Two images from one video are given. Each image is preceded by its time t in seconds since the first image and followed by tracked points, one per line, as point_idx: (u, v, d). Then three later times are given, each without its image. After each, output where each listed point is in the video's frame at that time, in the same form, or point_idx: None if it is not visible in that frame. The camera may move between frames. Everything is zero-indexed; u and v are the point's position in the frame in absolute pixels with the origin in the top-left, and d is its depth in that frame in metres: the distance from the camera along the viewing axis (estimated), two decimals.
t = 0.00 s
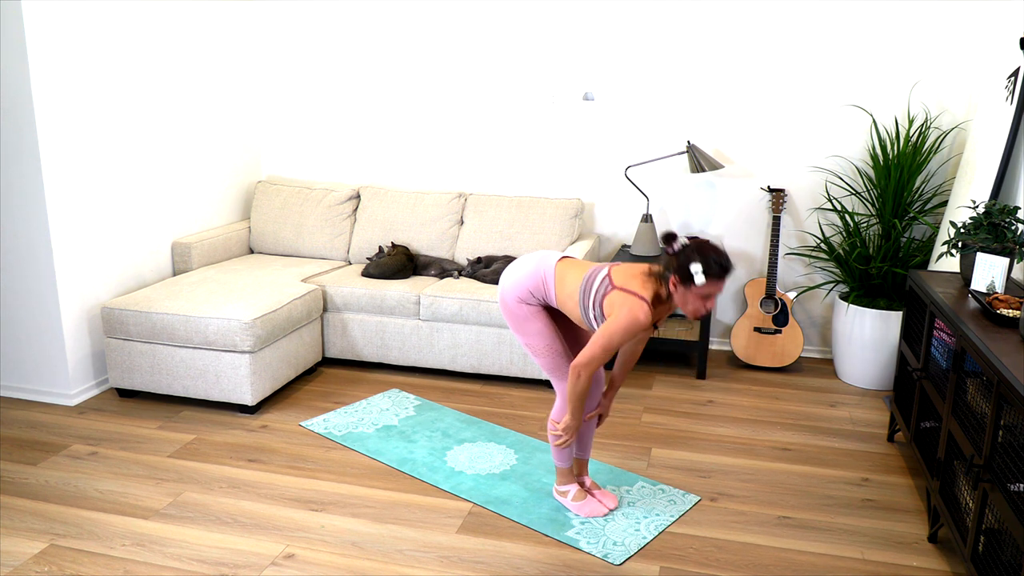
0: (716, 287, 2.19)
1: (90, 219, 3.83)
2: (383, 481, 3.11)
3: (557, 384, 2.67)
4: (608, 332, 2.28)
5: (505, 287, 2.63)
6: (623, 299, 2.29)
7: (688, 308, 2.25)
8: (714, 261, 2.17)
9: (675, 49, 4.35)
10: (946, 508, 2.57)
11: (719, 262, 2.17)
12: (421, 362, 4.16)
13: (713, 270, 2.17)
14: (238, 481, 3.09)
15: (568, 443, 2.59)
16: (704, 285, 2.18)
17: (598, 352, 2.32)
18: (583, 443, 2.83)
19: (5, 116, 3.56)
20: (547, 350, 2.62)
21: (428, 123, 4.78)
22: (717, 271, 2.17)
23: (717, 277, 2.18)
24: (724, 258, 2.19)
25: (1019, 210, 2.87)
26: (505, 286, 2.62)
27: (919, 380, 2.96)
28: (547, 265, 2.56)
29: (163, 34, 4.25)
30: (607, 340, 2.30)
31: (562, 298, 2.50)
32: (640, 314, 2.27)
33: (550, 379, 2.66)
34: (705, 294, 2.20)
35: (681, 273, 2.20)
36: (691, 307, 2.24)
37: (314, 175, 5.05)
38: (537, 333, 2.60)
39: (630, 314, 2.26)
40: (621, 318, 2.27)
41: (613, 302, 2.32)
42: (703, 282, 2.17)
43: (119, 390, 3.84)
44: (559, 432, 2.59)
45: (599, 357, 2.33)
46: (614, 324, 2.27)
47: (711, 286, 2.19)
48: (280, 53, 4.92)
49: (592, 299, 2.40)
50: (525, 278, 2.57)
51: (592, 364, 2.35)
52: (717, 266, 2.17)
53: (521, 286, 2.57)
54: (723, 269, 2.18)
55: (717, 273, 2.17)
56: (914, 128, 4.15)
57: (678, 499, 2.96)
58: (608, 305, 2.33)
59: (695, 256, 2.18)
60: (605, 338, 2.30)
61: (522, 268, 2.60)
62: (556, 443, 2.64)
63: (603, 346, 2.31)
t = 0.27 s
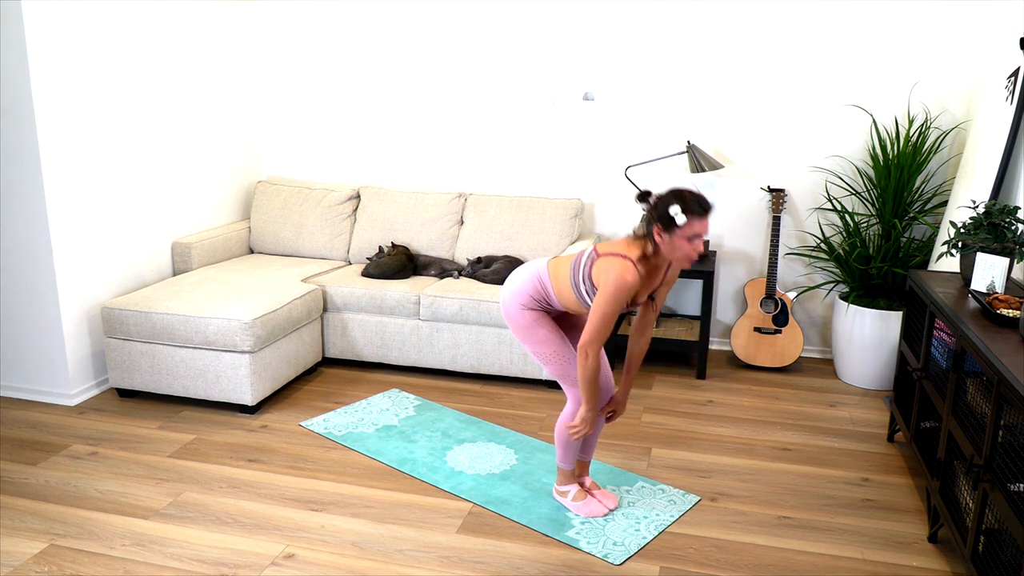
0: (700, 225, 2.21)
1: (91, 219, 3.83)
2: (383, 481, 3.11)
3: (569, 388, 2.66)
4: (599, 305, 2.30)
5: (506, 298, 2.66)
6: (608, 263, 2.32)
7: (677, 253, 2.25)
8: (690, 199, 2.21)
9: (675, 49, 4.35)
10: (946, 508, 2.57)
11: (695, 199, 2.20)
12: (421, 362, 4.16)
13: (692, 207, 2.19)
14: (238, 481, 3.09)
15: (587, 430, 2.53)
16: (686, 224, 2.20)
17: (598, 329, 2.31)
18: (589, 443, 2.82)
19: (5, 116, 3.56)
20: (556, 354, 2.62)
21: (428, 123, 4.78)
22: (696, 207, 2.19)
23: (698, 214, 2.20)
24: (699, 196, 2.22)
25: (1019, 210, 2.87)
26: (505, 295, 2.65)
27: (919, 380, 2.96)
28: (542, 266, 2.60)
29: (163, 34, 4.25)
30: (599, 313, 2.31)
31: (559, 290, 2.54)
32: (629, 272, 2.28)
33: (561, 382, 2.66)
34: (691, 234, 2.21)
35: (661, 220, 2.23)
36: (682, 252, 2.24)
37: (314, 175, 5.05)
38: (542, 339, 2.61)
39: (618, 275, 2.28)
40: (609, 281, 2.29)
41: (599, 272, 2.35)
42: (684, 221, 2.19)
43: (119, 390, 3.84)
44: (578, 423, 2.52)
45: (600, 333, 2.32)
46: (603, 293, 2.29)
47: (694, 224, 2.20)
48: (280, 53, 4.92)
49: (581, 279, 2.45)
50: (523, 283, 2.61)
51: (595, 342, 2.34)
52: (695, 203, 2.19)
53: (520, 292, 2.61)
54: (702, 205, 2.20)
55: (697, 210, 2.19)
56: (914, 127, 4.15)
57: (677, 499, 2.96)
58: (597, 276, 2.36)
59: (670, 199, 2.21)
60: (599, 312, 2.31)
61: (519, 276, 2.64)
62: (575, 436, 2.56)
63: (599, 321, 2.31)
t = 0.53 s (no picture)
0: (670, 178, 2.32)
1: (91, 219, 3.83)
2: (383, 481, 3.11)
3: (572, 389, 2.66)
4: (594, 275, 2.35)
5: (506, 306, 2.68)
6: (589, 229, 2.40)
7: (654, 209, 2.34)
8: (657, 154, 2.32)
9: (675, 48, 4.35)
10: (946, 508, 2.57)
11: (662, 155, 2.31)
12: (421, 362, 4.16)
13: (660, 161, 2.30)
14: (238, 481, 3.09)
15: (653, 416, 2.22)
16: (657, 178, 2.30)
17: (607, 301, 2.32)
18: (593, 441, 2.83)
19: (5, 116, 3.56)
20: (559, 359, 2.62)
21: (428, 123, 4.77)
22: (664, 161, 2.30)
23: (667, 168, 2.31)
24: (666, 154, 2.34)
25: (1019, 210, 2.87)
26: (505, 304, 2.67)
27: (919, 380, 2.96)
28: (536, 270, 2.62)
29: (163, 34, 4.25)
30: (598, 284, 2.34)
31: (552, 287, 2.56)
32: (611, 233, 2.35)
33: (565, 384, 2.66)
34: (662, 189, 2.31)
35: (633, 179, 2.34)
36: (658, 208, 2.33)
37: (314, 175, 5.05)
38: (543, 343, 2.62)
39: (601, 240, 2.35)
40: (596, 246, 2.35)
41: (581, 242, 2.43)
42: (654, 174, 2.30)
43: (119, 390, 3.84)
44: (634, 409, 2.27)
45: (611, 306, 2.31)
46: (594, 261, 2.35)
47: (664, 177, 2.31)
48: (280, 53, 4.92)
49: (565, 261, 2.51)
50: (520, 289, 2.63)
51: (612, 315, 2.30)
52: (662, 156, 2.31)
53: (518, 298, 2.63)
54: (670, 160, 2.31)
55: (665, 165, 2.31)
56: (914, 127, 4.15)
57: (678, 499, 2.96)
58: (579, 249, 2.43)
59: (639, 158, 2.33)
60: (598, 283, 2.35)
61: (516, 283, 2.66)
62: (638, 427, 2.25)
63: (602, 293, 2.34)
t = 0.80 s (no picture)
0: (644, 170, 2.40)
1: (91, 219, 3.83)
2: (383, 481, 3.11)
3: (576, 396, 2.67)
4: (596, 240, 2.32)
5: (502, 320, 2.71)
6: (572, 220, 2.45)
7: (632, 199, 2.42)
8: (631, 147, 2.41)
9: (675, 48, 4.35)
10: (946, 508, 2.57)
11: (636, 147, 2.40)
12: (421, 362, 4.16)
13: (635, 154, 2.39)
14: (238, 481, 3.09)
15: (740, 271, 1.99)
16: (632, 170, 2.39)
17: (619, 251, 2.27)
18: (596, 445, 2.83)
19: (5, 116, 3.56)
20: (558, 366, 2.63)
21: (428, 124, 4.77)
22: (639, 153, 2.39)
23: (643, 159, 2.39)
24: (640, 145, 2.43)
25: (1019, 210, 2.87)
26: (501, 318, 2.70)
27: (919, 380, 2.96)
28: (528, 282, 2.66)
29: (163, 34, 4.25)
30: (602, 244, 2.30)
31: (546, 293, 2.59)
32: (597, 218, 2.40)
33: (568, 391, 2.67)
34: (638, 180, 2.40)
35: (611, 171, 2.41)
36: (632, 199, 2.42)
37: (314, 175, 5.04)
38: (543, 352, 2.63)
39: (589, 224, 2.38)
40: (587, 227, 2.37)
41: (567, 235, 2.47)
42: (630, 166, 2.38)
43: (119, 390, 3.84)
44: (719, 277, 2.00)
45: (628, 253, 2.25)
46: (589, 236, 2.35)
47: (640, 169, 2.39)
48: (280, 53, 4.92)
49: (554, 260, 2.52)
50: (516, 301, 2.66)
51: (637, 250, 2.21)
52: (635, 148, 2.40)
53: (514, 310, 2.66)
54: (646, 151, 2.39)
55: (640, 157, 2.39)
56: (914, 127, 4.15)
57: (678, 499, 2.96)
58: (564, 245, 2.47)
59: (614, 151, 2.40)
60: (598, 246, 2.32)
61: (512, 296, 2.69)
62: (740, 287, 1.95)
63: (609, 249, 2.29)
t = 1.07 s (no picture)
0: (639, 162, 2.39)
1: (91, 219, 3.83)
2: (383, 481, 3.11)
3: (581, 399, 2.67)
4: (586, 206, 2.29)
5: (507, 323, 2.70)
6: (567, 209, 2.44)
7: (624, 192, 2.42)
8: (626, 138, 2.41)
9: (675, 48, 4.35)
10: (946, 508, 2.57)
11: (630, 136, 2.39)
12: (421, 362, 4.16)
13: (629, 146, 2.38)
14: (238, 481, 3.09)
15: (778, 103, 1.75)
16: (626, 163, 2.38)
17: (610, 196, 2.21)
18: (599, 446, 2.82)
19: (5, 116, 3.56)
20: (563, 370, 2.63)
21: (428, 124, 4.77)
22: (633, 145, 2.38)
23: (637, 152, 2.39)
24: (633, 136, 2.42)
25: (1019, 210, 2.87)
26: (506, 321, 2.69)
27: (919, 380, 2.96)
28: (532, 284, 2.65)
29: (163, 34, 4.25)
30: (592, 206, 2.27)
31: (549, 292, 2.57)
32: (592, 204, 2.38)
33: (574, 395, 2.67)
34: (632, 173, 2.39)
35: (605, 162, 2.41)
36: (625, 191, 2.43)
37: (314, 175, 5.04)
38: (547, 356, 2.63)
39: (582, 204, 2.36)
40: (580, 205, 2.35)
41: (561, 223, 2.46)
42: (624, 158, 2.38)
43: (119, 390, 3.84)
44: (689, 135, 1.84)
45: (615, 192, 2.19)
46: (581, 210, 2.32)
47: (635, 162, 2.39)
48: (280, 53, 4.92)
49: (552, 254, 2.51)
50: (521, 305, 2.65)
51: (621, 180, 2.14)
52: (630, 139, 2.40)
53: (519, 313, 2.65)
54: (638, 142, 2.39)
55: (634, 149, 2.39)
56: (914, 127, 4.15)
57: (678, 499, 2.96)
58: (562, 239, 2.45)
59: (609, 142, 2.40)
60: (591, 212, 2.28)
61: (517, 299, 2.68)
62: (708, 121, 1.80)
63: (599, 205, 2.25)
